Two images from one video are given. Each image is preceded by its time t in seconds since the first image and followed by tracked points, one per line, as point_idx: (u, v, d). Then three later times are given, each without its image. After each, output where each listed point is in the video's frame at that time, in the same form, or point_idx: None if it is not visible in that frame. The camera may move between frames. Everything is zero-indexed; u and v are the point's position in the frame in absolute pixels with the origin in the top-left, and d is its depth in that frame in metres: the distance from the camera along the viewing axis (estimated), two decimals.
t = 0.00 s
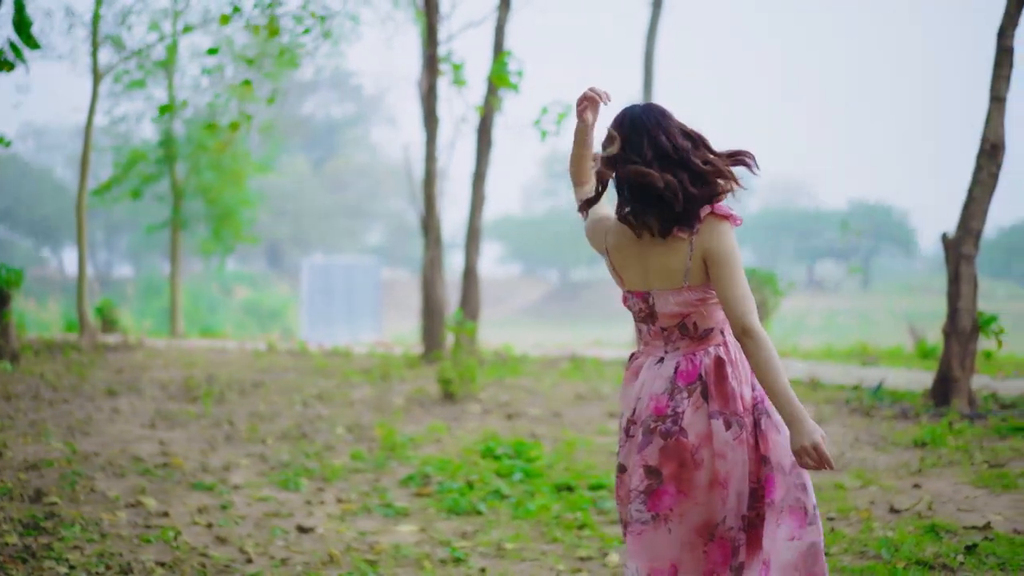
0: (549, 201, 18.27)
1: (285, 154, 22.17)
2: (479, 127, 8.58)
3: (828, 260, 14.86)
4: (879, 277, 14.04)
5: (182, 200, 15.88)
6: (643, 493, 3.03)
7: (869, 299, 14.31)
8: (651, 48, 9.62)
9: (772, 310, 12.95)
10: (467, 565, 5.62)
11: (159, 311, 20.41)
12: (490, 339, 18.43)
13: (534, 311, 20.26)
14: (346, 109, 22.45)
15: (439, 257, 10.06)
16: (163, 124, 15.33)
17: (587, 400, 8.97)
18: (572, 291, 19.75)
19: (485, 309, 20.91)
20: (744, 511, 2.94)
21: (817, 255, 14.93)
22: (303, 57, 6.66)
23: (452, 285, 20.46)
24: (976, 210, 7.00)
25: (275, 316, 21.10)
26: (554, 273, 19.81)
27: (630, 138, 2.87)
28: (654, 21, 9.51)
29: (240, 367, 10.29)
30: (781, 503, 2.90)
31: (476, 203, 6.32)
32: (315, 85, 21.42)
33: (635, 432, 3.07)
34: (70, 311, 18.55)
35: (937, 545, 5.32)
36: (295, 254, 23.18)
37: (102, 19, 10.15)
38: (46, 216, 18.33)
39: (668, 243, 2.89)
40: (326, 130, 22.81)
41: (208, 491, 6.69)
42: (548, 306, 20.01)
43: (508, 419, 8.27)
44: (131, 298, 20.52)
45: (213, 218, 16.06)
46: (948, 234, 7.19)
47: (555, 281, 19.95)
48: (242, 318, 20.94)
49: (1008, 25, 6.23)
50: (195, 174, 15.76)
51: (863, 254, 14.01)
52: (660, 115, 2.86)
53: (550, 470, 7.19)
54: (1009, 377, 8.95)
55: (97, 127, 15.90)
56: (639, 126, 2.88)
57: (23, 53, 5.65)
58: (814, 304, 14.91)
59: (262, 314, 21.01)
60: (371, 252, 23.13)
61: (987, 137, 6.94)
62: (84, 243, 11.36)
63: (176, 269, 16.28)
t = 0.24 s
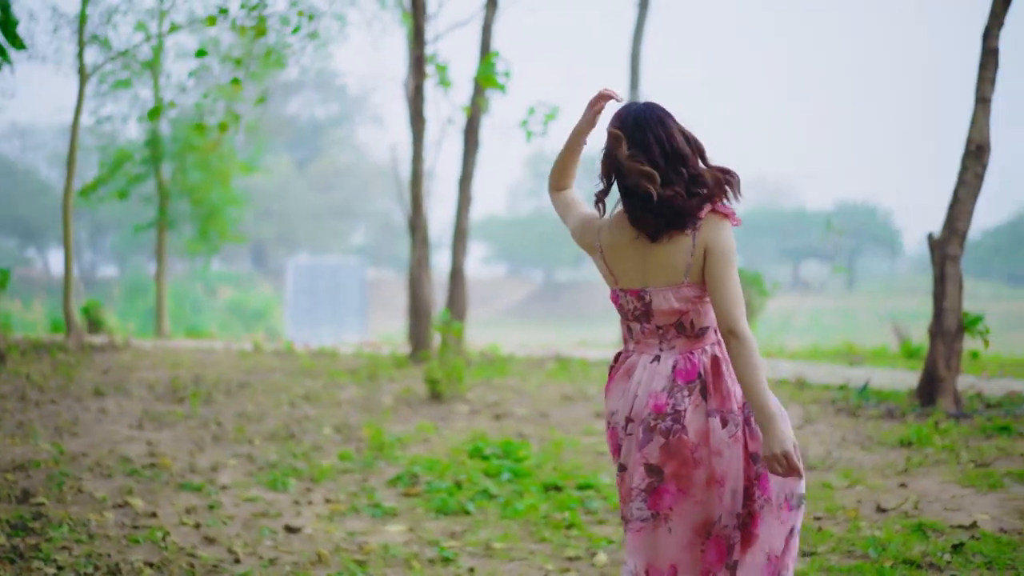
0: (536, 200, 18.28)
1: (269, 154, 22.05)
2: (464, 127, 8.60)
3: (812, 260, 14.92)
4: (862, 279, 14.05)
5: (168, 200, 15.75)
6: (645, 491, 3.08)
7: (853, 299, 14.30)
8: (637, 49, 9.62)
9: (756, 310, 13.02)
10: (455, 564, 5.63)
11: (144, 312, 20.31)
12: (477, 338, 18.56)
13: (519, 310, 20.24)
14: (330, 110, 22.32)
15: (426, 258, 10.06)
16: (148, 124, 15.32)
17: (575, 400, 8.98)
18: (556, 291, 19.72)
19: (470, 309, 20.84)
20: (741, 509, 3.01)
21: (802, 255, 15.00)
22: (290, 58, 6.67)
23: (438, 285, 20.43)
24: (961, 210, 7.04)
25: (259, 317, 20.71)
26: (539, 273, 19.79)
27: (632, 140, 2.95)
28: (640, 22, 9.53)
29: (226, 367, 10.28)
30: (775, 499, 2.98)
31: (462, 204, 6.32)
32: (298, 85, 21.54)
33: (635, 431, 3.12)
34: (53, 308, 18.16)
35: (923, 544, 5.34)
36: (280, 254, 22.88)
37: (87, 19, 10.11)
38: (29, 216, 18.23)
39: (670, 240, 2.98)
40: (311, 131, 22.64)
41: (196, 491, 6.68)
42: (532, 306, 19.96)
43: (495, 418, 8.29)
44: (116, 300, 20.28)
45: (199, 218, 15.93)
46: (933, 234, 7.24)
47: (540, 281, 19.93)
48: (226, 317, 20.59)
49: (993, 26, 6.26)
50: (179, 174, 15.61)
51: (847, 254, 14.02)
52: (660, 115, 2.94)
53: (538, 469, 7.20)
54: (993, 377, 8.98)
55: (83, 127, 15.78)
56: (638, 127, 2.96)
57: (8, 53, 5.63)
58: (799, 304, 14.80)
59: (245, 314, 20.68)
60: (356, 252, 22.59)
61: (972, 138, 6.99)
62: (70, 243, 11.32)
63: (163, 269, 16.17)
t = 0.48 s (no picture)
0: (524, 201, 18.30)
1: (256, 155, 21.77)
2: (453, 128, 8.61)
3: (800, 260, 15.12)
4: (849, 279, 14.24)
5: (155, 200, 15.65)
6: (645, 491, 3.10)
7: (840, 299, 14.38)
8: (625, 49, 9.63)
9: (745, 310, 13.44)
10: (445, 565, 5.63)
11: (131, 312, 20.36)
12: (464, 338, 18.71)
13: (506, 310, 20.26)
14: (318, 109, 21.81)
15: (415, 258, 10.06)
16: (136, 124, 15.09)
17: (563, 400, 9.00)
18: (543, 291, 19.76)
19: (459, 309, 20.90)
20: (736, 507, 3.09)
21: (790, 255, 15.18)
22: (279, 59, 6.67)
23: (426, 286, 20.44)
24: (948, 211, 7.08)
25: (247, 316, 20.92)
26: (525, 273, 19.83)
27: (626, 144, 2.96)
28: (629, 22, 9.55)
29: (214, 367, 10.28)
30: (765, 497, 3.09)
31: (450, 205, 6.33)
32: (287, 85, 20.79)
33: (634, 431, 3.13)
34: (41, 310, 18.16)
35: (911, 544, 5.35)
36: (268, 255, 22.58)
37: (76, 19, 10.10)
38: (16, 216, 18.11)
39: (671, 239, 3.01)
40: (300, 129, 22.19)
41: (185, 492, 6.67)
42: (519, 306, 19.99)
43: (484, 419, 8.31)
44: (104, 300, 20.37)
45: (188, 218, 15.83)
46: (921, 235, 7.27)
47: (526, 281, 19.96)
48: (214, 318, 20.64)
49: (980, 28, 6.29)
50: (168, 174, 15.38)
51: (835, 254, 14.17)
52: (653, 119, 2.94)
53: (527, 470, 7.21)
54: (980, 377, 9.02)
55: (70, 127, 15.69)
56: (631, 131, 2.97)
57: None
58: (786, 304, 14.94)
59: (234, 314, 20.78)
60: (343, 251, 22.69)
61: (960, 138, 7.02)
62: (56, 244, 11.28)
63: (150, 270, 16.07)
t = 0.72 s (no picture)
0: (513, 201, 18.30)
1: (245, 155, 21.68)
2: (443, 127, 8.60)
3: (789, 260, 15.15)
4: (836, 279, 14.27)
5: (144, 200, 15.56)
6: (642, 492, 3.13)
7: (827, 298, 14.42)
8: (615, 48, 9.64)
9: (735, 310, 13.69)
10: (436, 565, 5.63)
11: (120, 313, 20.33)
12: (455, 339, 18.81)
13: (495, 310, 20.29)
14: (307, 109, 21.78)
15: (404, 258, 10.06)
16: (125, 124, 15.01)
17: (553, 400, 9.01)
18: (532, 291, 19.72)
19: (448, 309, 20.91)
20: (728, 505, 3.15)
21: (778, 255, 15.22)
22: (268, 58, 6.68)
23: (416, 286, 20.46)
24: (937, 211, 7.11)
25: (236, 316, 20.75)
26: (514, 274, 19.78)
27: (612, 141, 2.99)
28: (618, 23, 9.57)
29: (204, 368, 10.27)
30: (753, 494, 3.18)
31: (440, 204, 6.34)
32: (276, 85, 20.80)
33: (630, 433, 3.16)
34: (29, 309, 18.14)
35: (901, 544, 5.36)
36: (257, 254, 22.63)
37: (65, 19, 10.08)
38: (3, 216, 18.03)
39: (664, 242, 3.05)
40: (289, 129, 22.17)
41: (175, 493, 6.66)
42: (508, 307, 20.01)
43: (474, 419, 8.33)
44: (92, 301, 20.32)
45: (177, 218, 15.75)
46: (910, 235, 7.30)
47: (516, 282, 19.92)
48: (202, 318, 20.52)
49: (968, 29, 6.31)
50: (157, 174, 15.29)
51: (823, 254, 14.23)
52: (641, 118, 2.97)
53: (517, 470, 7.22)
54: (968, 376, 9.07)
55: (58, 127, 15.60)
56: (619, 129, 3.00)
57: None
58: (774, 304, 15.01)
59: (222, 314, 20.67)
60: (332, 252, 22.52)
61: (948, 139, 7.06)
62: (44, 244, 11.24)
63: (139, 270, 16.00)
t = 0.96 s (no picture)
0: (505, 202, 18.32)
1: (236, 155, 21.64)
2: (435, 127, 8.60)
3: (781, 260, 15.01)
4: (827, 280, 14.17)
5: (135, 200, 15.52)
6: (635, 494, 3.14)
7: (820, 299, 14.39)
8: (607, 49, 9.64)
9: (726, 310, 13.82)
10: (429, 566, 5.63)
11: (112, 313, 20.51)
12: (449, 339, 18.94)
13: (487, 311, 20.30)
14: (298, 109, 21.47)
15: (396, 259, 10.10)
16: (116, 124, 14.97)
17: (546, 400, 9.02)
18: (524, 292, 19.60)
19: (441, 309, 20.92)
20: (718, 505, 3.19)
21: (769, 255, 15.09)
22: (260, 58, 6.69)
23: (408, 286, 20.48)
24: (929, 211, 7.13)
25: (228, 316, 21.12)
26: (506, 274, 19.61)
27: (606, 140, 3.00)
28: (609, 24, 9.58)
29: (196, 368, 10.27)
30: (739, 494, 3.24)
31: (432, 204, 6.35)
32: (268, 85, 21.05)
33: (623, 434, 3.16)
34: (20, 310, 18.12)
35: (894, 544, 5.37)
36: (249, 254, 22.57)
37: (56, 19, 10.07)
38: None
39: (659, 245, 3.10)
40: (280, 130, 21.93)
41: (167, 493, 6.65)
42: (500, 307, 20.02)
43: (467, 419, 8.33)
44: (83, 300, 20.31)
45: (169, 218, 15.71)
46: (902, 235, 7.32)
47: (507, 283, 19.76)
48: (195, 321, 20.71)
49: (960, 30, 6.32)
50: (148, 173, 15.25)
51: (815, 255, 14.20)
52: (636, 119, 2.99)
53: (510, 470, 7.22)
54: (959, 377, 9.09)
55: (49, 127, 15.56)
56: (612, 128, 3.01)
57: None
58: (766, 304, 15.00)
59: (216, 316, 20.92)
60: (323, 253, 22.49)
61: (941, 139, 7.08)
62: (36, 244, 11.22)
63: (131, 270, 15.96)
